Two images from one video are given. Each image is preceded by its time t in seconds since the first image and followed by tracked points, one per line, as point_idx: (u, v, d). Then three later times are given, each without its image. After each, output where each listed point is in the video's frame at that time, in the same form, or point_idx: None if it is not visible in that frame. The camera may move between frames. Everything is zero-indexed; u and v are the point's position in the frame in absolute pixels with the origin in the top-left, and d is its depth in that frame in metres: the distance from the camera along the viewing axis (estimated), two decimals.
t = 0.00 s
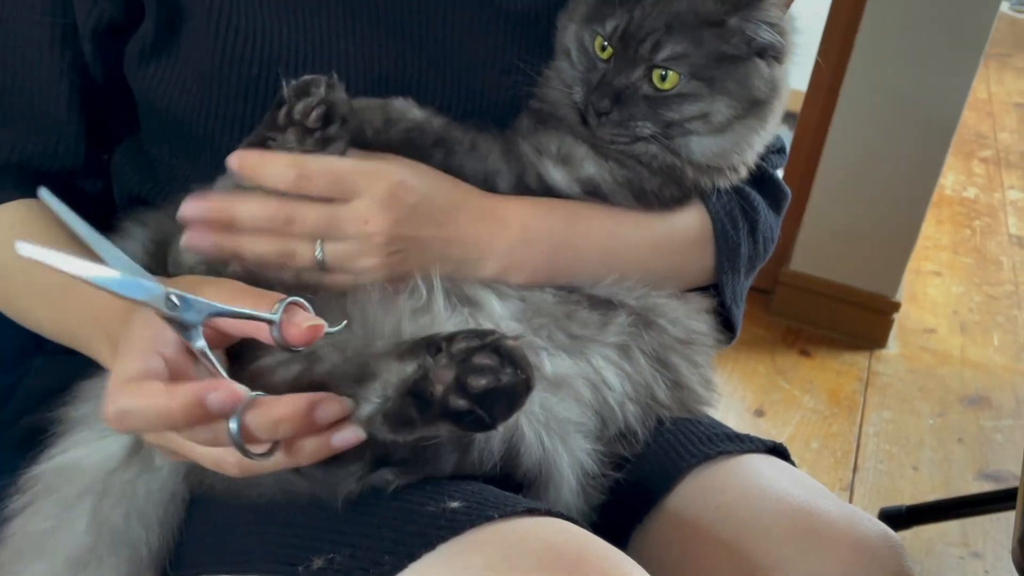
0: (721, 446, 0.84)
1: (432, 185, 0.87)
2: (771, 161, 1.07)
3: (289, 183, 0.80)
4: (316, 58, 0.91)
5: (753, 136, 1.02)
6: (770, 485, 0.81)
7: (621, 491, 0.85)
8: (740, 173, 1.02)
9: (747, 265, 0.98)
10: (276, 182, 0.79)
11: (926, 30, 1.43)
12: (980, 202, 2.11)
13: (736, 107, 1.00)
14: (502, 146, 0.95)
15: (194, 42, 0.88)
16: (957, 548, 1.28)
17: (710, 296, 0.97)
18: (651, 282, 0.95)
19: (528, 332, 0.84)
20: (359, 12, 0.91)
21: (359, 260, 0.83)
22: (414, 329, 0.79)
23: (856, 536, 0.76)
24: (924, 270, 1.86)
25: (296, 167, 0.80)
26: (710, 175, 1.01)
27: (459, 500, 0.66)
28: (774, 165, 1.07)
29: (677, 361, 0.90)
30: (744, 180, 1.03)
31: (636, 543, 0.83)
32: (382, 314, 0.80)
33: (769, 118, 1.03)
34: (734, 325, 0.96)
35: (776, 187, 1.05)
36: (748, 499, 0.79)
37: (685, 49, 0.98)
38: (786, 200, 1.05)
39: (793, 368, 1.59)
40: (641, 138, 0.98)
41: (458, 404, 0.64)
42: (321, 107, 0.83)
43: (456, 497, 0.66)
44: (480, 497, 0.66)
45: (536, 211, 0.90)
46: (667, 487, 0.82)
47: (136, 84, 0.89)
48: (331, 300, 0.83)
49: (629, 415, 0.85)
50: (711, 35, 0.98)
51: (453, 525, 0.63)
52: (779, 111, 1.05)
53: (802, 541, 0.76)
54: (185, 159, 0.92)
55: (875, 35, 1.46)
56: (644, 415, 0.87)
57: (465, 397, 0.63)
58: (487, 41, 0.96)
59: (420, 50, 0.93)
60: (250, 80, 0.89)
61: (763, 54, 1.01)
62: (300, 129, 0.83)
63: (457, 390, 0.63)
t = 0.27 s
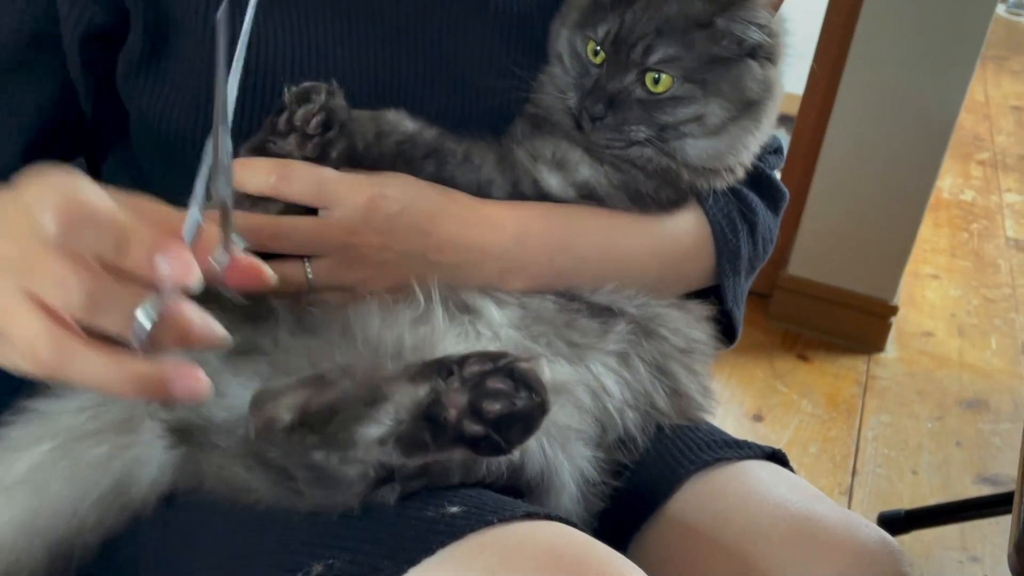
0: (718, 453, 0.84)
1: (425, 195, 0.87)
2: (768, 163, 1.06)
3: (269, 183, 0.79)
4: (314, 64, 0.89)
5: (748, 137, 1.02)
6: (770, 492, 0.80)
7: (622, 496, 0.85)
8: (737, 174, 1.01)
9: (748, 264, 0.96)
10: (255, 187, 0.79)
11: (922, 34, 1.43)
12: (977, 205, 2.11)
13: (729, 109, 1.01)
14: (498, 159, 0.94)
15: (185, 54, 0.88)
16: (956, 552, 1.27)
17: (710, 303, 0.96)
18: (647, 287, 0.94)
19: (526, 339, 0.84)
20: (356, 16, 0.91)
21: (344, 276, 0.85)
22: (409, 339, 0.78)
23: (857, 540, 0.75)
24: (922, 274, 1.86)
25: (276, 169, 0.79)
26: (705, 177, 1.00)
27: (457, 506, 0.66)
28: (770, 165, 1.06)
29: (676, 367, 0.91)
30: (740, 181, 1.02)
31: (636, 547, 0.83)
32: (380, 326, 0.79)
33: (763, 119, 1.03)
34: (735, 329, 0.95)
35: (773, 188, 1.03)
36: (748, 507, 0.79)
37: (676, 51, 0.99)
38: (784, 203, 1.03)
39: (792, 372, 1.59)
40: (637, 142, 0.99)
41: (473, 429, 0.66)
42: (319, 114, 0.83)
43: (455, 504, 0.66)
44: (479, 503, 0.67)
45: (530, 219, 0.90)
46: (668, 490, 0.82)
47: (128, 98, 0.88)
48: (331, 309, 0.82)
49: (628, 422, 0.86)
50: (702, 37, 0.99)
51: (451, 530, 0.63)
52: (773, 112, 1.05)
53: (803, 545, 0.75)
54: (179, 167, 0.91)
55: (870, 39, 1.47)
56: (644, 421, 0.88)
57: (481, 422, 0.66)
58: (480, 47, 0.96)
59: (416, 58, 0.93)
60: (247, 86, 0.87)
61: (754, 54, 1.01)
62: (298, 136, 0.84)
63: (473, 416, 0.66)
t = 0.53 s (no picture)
0: (718, 457, 0.84)
1: (416, 202, 0.87)
2: (761, 167, 1.06)
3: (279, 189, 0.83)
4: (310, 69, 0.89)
5: (743, 144, 1.01)
6: (767, 498, 0.81)
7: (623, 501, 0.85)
8: (733, 177, 1.01)
9: (743, 270, 0.97)
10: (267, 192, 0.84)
11: (915, 38, 1.43)
12: (975, 208, 2.11)
13: (725, 116, 1.00)
14: (498, 164, 0.95)
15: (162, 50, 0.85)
16: (956, 556, 1.27)
17: (709, 307, 0.95)
18: (647, 291, 0.94)
19: (528, 346, 0.84)
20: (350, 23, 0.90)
21: (352, 281, 0.83)
22: (409, 351, 0.77)
23: (853, 545, 0.76)
24: (920, 277, 1.86)
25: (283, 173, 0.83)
26: (702, 182, 1.00)
27: (455, 513, 0.66)
28: (764, 169, 1.07)
29: (677, 374, 0.89)
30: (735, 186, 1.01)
31: (636, 553, 0.83)
32: (379, 338, 0.78)
33: (758, 126, 1.02)
34: (731, 333, 0.95)
35: (766, 194, 1.04)
36: (746, 512, 0.79)
37: (672, 58, 0.99)
38: (776, 205, 1.04)
39: (790, 376, 1.59)
40: (634, 147, 0.99)
41: (487, 453, 0.65)
42: (327, 119, 0.87)
43: (453, 511, 0.66)
44: (476, 510, 0.67)
45: (525, 224, 0.90)
46: (667, 495, 0.82)
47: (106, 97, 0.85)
48: (330, 318, 0.81)
49: (627, 429, 0.86)
50: (698, 44, 0.98)
51: (451, 538, 0.63)
52: (768, 118, 1.04)
53: (802, 551, 0.76)
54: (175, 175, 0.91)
55: (863, 44, 1.47)
56: (644, 429, 0.87)
57: (493, 445, 0.65)
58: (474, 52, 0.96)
59: (411, 62, 0.93)
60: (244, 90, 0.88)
61: (751, 62, 1.00)
62: (304, 142, 0.87)
63: (486, 438, 0.65)
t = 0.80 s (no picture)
0: (724, 461, 0.84)
1: (421, 208, 0.87)
2: (764, 172, 1.06)
3: (289, 202, 0.81)
4: (310, 75, 0.88)
5: (746, 151, 1.00)
6: (771, 503, 0.81)
7: (627, 507, 0.85)
8: (736, 185, 1.01)
9: (746, 273, 0.97)
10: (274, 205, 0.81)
11: (915, 41, 1.43)
12: (976, 212, 2.11)
13: (728, 124, 0.99)
14: (504, 169, 0.95)
15: (158, 58, 0.83)
16: (959, 560, 1.27)
17: (712, 313, 0.96)
18: (652, 298, 0.94)
19: (532, 354, 0.83)
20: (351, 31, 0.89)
21: (358, 287, 0.83)
22: (414, 358, 0.77)
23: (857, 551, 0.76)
24: (921, 281, 1.86)
25: (292, 190, 0.81)
26: (705, 189, 1.00)
27: (459, 520, 0.65)
28: (766, 175, 1.06)
29: (682, 382, 0.89)
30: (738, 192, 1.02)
31: (639, 560, 0.83)
32: (384, 346, 0.78)
33: (761, 134, 1.01)
34: (734, 337, 0.96)
35: (769, 199, 1.04)
36: (750, 517, 0.79)
37: (674, 65, 0.98)
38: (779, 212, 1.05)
39: (792, 380, 1.59)
40: (637, 155, 0.99)
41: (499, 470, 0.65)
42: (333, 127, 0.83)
43: (457, 518, 0.66)
44: (480, 516, 0.66)
45: (530, 231, 0.90)
46: (671, 501, 0.82)
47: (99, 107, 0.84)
48: (335, 326, 0.81)
49: (632, 438, 0.85)
50: (700, 51, 0.98)
51: (454, 544, 0.63)
52: (771, 125, 1.03)
53: (805, 556, 0.76)
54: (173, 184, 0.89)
55: (864, 47, 1.47)
56: (649, 437, 0.86)
57: (504, 463, 0.65)
58: (475, 60, 0.95)
59: (412, 70, 0.92)
60: (246, 98, 0.86)
61: (754, 71, 1.00)
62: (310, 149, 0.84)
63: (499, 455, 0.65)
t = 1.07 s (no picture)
0: (726, 461, 0.86)
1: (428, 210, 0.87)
2: (767, 174, 1.06)
3: (294, 206, 0.81)
4: (314, 76, 0.88)
5: (749, 153, 1.01)
6: (772, 505, 0.83)
7: (633, 508, 0.86)
8: (740, 188, 1.01)
9: (750, 276, 0.98)
10: (280, 209, 0.81)
11: (917, 42, 1.43)
12: (977, 214, 2.11)
13: (731, 126, 1.00)
14: (510, 173, 0.95)
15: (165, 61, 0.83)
16: (962, 562, 1.27)
17: (717, 317, 0.96)
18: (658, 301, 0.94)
19: (537, 357, 0.83)
20: (355, 32, 0.89)
21: (367, 287, 0.83)
22: (421, 360, 0.77)
23: (857, 553, 0.79)
24: (922, 283, 1.86)
25: (297, 194, 0.80)
26: (711, 192, 1.00)
27: (464, 522, 0.65)
28: (769, 178, 1.07)
29: (686, 386, 0.88)
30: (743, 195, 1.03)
31: (643, 561, 0.84)
32: (389, 350, 0.78)
33: (765, 135, 1.02)
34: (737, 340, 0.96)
35: (772, 202, 1.05)
36: (751, 517, 0.82)
37: (678, 68, 0.98)
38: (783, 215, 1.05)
39: (794, 383, 1.59)
40: (641, 158, 0.99)
41: (506, 481, 0.67)
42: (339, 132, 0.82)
43: (462, 520, 0.66)
44: (484, 517, 0.66)
45: (535, 234, 0.90)
46: (674, 504, 0.84)
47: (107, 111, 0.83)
48: (339, 330, 0.81)
49: (638, 441, 0.84)
50: (703, 54, 0.98)
51: (458, 547, 0.62)
52: (775, 127, 1.04)
53: (805, 558, 0.78)
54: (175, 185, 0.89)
55: (865, 49, 1.47)
56: (653, 440, 0.86)
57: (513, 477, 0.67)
58: (479, 62, 0.95)
59: (416, 73, 0.92)
60: (250, 102, 0.86)
61: (757, 73, 1.00)
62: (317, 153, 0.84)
63: (507, 467, 0.66)
